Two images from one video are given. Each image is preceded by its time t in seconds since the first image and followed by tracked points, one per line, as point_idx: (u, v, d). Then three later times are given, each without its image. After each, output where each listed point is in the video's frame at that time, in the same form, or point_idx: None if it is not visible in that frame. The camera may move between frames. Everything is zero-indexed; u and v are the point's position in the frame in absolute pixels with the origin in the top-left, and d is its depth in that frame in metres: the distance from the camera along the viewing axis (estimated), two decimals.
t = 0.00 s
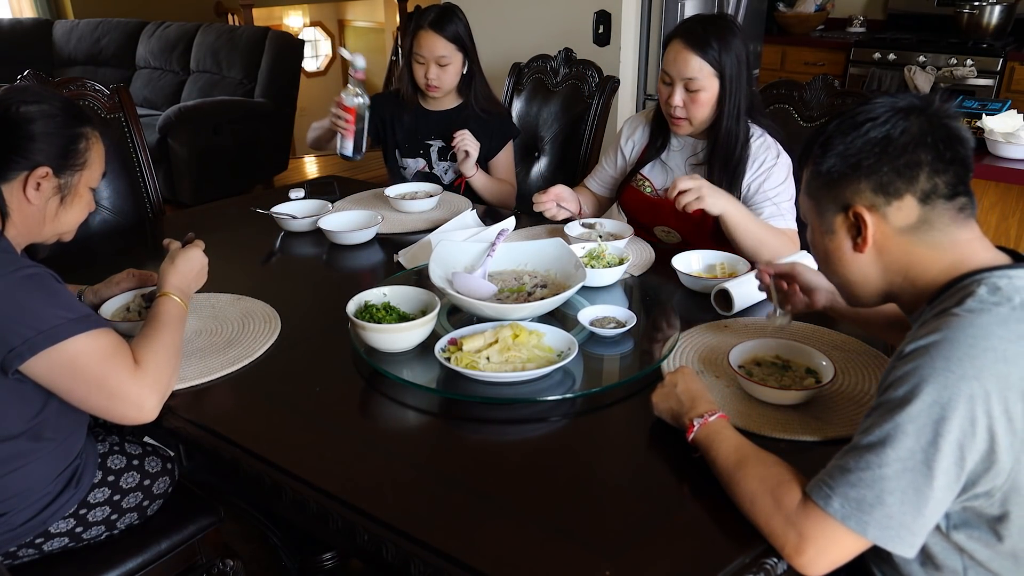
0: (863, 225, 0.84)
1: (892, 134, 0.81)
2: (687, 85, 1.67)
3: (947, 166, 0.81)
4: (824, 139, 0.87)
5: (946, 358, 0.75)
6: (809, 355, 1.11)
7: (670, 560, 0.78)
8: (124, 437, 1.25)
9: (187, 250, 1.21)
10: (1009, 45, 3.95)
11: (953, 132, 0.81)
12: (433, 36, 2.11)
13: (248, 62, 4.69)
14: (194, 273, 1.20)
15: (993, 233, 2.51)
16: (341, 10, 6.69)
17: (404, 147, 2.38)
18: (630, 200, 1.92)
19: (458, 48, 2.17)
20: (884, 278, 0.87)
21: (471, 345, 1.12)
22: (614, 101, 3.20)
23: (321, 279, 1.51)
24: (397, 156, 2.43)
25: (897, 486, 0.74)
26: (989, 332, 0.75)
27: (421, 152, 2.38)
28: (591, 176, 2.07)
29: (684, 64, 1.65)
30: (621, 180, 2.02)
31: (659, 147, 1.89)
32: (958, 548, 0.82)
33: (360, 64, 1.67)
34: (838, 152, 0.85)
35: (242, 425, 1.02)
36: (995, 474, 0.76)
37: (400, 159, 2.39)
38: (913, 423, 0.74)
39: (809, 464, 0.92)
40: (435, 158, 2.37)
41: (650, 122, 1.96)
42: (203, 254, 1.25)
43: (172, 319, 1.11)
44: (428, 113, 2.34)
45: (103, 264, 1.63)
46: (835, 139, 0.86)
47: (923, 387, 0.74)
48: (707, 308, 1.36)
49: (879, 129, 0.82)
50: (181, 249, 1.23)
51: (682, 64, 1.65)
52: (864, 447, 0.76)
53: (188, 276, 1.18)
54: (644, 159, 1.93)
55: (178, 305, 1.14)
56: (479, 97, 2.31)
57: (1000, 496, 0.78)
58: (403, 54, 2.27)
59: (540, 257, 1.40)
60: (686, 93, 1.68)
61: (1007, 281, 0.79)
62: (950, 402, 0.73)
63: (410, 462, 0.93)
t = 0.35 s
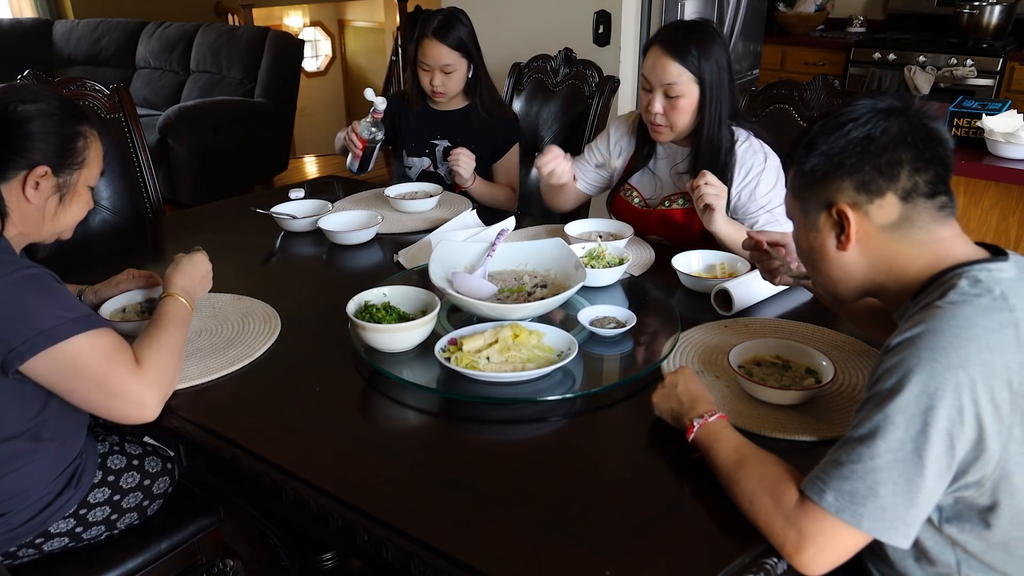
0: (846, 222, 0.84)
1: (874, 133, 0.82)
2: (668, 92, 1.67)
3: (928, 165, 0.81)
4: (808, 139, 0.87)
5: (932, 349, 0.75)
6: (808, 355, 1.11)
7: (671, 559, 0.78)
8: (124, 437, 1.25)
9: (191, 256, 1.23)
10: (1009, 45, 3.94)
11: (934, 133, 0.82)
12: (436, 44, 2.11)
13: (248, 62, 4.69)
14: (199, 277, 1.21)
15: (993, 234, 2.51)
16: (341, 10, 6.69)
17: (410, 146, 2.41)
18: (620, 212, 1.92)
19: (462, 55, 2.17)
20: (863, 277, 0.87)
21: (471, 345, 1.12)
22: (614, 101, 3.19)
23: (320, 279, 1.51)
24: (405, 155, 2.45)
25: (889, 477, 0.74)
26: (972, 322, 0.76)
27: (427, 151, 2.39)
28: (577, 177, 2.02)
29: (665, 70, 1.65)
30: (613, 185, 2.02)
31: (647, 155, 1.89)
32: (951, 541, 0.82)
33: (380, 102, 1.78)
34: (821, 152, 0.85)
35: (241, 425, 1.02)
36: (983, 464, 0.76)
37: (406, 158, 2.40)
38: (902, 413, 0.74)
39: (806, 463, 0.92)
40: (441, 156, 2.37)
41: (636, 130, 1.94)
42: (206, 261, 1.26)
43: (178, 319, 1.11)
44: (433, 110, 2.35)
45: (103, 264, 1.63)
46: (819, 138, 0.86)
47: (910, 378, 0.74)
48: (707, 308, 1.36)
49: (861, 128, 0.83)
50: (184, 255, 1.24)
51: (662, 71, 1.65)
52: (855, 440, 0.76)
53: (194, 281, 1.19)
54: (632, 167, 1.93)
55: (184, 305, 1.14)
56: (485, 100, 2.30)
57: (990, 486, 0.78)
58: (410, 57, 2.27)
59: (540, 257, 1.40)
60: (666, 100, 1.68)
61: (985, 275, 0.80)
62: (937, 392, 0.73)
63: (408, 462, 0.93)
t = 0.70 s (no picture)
0: (832, 224, 0.85)
1: (859, 139, 0.83)
2: (649, 92, 1.67)
3: (914, 170, 0.81)
4: (797, 144, 0.88)
5: (922, 343, 0.75)
6: (808, 355, 1.11)
7: (670, 559, 0.78)
8: (124, 437, 1.25)
9: (191, 252, 1.21)
10: (1009, 45, 3.95)
11: (922, 140, 0.82)
12: (435, 43, 2.11)
13: (248, 62, 4.69)
14: (198, 274, 1.20)
15: (993, 235, 2.50)
16: (341, 10, 6.69)
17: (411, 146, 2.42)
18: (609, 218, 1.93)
19: (461, 54, 2.17)
20: (851, 281, 0.88)
21: (471, 345, 1.12)
22: (614, 101, 3.19)
23: (320, 279, 1.51)
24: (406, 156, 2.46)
25: (882, 472, 0.74)
26: (962, 316, 0.76)
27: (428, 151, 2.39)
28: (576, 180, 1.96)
29: (645, 70, 1.66)
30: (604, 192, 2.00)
31: (633, 161, 1.88)
32: (947, 537, 0.83)
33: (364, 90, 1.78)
34: (809, 157, 0.86)
35: (240, 425, 1.02)
36: (976, 456, 0.76)
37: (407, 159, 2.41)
38: (895, 408, 0.74)
39: (805, 463, 0.92)
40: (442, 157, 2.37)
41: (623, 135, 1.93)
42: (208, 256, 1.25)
43: (175, 320, 1.11)
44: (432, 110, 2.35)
45: (103, 264, 1.63)
46: (808, 144, 0.87)
47: (901, 372, 0.74)
48: (707, 308, 1.36)
49: (847, 133, 0.83)
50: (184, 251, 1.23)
51: (645, 70, 1.66)
52: (848, 435, 0.76)
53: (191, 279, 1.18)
54: (621, 174, 1.92)
55: (182, 306, 1.14)
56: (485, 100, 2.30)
57: (983, 479, 0.79)
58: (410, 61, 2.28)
59: (540, 257, 1.40)
60: (648, 100, 1.69)
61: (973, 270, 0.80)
62: (929, 385, 0.73)
63: (407, 461, 0.93)
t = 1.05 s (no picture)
0: (831, 227, 0.84)
1: (855, 141, 0.83)
2: (635, 100, 1.69)
3: (911, 169, 0.81)
4: (793, 150, 0.88)
5: (923, 343, 0.75)
6: (808, 355, 1.11)
7: (670, 558, 0.78)
8: (124, 437, 1.25)
9: (188, 245, 1.18)
10: (1009, 45, 3.94)
11: (917, 141, 0.83)
12: (434, 51, 2.11)
13: (248, 62, 4.69)
14: (197, 267, 1.17)
15: (994, 236, 2.50)
16: (340, 10, 6.69)
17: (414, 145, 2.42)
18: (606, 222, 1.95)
19: (463, 60, 2.17)
20: (854, 282, 0.88)
21: (471, 345, 1.12)
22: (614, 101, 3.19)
23: (320, 279, 1.51)
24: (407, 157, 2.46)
25: (883, 472, 0.74)
26: (963, 317, 0.76)
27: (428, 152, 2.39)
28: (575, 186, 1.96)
29: (630, 78, 1.67)
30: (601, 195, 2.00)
31: (627, 165, 1.89)
32: (947, 536, 0.83)
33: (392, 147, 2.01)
34: (805, 161, 0.86)
35: (240, 424, 1.02)
36: (977, 457, 0.76)
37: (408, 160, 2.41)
38: (896, 408, 0.74)
39: (805, 463, 0.92)
40: (442, 158, 2.36)
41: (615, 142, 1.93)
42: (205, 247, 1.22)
43: (173, 318, 1.09)
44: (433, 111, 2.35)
45: (103, 264, 1.63)
46: (803, 148, 0.87)
47: (903, 373, 0.74)
48: (707, 308, 1.36)
49: (842, 136, 0.84)
50: (182, 241, 1.20)
51: (629, 79, 1.67)
52: (849, 436, 0.76)
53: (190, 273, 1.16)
54: (615, 179, 1.93)
55: (181, 303, 1.12)
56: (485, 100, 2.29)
57: (984, 479, 0.79)
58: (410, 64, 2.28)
59: (540, 257, 1.40)
60: (634, 109, 1.70)
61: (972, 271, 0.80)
62: (930, 386, 0.73)
63: (407, 461, 0.93)
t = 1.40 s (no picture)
0: (846, 224, 0.83)
1: (873, 136, 0.81)
2: (635, 99, 1.68)
3: (927, 168, 0.81)
4: (807, 143, 0.87)
5: (931, 347, 0.75)
6: (808, 355, 1.11)
7: (670, 558, 0.78)
8: (124, 437, 1.25)
9: (183, 254, 1.20)
10: (1009, 45, 3.95)
11: (934, 137, 0.82)
12: (438, 52, 2.11)
13: (248, 62, 4.69)
14: (191, 275, 1.19)
15: (994, 236, 2.51)
16: (340, 10, 6.69)
17: (415, 146, 2.42)
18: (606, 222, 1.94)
19: (465, 61, 2.17)
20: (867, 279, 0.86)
21: (471, 345, 1.12)
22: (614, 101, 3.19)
23: (321, 279, 1.51)
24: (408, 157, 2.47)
25: (888, 476, 0.74)
26: (971, 321, 0.76)
27: (429, 152, 2.40)
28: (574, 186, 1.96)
29: (630, 78, 1.67)
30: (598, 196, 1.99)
31: (628, 165, 1.89)
32: (949, 538, 0.83)
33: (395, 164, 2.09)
34: (820, 155, 0.84)
35: (240, 424, 1.02)
36: (982, 460, 0.76)
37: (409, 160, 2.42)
38: (901, 413, 0.74)
39: (806, 463, 0.92)
40: (444, 159, 2.37)
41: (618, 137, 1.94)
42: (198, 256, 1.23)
43: (168, 322, 1.10)
44: (434, 112, 2.36)
45: (103, 265, 1.63)
46: (819, 142, 0.85)
47: (910, 377, 0.74)
48: (707, 308, 1.36)
49: (859, 131, 0.82)
50: (177, 250, 1.22)
51: (629, 78, 1.67)
52: (854, 439, 0.76)
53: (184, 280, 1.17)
54: (615, 178, 1.93)
55: (175, 307, 1.13)
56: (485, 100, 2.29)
57: (989, 483, 0.79)
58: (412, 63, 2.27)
59: (540, 257, 1.40)
60: (634, 107, 1.69)
61: (982, 274, 0.80)
62: (937, 391, 0.73)
63: (408, 461, 0.93)
